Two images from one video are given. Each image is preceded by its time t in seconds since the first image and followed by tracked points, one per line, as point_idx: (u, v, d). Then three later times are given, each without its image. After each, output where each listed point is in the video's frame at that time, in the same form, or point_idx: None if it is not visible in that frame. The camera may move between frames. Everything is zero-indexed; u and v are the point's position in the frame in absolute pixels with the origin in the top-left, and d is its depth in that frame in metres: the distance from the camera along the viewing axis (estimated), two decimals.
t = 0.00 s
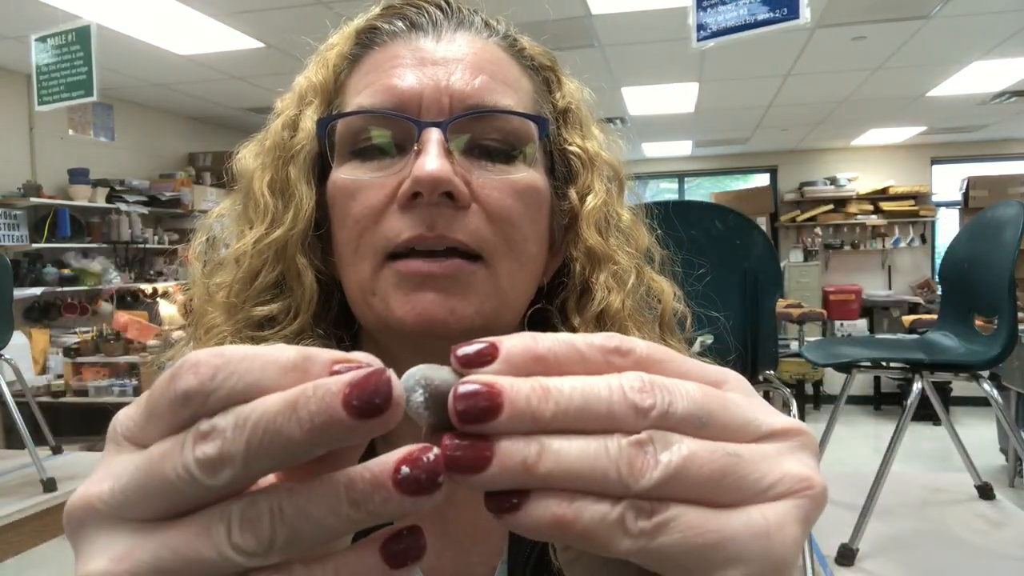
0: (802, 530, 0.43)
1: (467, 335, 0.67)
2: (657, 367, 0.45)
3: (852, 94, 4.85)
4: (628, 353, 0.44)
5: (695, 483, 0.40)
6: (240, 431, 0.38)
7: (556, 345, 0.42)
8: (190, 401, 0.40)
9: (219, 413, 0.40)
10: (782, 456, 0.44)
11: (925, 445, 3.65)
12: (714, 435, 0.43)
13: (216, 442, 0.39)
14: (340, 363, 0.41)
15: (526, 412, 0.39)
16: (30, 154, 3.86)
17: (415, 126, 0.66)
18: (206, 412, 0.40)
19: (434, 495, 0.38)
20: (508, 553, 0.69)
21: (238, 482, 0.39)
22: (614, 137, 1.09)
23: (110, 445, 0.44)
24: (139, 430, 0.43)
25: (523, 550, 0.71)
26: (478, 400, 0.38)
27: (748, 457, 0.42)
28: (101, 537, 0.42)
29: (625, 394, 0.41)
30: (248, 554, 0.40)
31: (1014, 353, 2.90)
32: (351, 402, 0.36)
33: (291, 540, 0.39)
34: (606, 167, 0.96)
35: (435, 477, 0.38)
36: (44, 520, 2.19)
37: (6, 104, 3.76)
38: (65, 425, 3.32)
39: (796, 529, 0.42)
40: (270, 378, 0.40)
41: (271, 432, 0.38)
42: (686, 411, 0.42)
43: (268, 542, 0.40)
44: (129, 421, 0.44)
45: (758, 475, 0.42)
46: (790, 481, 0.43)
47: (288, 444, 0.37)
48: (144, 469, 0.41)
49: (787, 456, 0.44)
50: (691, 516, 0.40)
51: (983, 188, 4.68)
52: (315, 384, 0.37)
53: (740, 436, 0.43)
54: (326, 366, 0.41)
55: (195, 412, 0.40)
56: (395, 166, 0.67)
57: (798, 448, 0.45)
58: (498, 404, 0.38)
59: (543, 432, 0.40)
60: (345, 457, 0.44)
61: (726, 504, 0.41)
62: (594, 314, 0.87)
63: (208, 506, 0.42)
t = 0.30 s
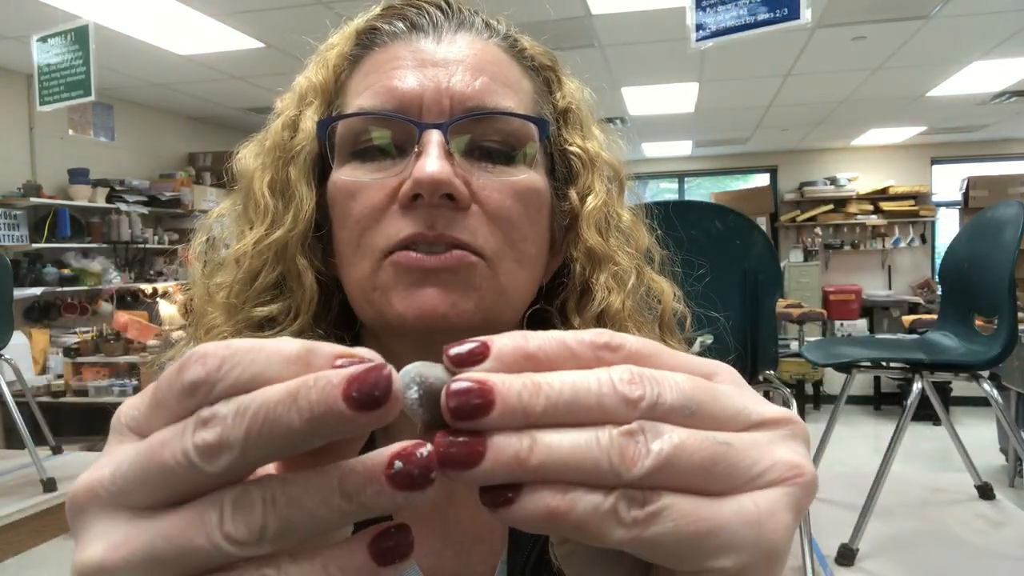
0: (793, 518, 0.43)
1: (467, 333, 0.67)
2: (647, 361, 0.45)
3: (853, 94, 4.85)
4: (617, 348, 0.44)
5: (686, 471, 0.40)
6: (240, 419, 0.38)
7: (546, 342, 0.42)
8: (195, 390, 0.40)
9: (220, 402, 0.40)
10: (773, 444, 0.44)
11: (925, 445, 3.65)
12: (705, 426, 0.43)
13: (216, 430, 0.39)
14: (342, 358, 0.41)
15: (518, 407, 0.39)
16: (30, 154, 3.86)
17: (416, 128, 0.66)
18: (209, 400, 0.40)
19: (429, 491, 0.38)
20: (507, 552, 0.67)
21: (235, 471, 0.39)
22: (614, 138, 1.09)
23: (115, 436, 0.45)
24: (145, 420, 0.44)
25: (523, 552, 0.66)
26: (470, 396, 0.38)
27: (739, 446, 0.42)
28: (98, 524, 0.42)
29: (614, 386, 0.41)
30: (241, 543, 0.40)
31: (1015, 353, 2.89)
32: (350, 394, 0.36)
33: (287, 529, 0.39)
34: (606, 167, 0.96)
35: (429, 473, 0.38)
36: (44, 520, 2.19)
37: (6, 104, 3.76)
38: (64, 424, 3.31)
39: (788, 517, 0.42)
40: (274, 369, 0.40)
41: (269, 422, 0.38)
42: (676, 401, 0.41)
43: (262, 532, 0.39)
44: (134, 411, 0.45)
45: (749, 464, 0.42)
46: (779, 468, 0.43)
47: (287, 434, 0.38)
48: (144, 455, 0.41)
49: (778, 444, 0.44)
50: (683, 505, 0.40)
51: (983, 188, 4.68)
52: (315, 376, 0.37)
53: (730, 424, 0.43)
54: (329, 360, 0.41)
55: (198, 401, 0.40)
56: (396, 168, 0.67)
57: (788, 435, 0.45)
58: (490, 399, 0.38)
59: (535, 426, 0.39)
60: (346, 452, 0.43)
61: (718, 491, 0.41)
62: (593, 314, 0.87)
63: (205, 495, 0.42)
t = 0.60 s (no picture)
0: (781, 511, 0.43)
1: (464, 333, 0.67)
2: (634, 358, 0.44)
3: (853, 94, 4.84)
4: (603, 346, 0.44)
5: (672, 466, 0.40)
6: (232, 409, 0.38)
7: (529, 344, 0.42)
8: (194, 379, 0.40)
9: (216, 389, 0.40)
10: (759, 437, 0.44)
11: (925, 445, 3.65)
12: (691, 421, 0.43)
13: (207, 418, 0.39)
14: (341, 356, 0.41)
15: (503, 408, 0.38)
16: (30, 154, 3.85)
17: (414, 128, 0.66)
18: (207, 389, 0.40)
19: (403, 478, 0.38)
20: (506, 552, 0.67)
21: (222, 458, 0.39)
22: (613, 137, 1.10)
23: (116, 422, 0.45)
24: (148, 407, 0.44)
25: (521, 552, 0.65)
26: (454, 397, 0.38)
27: (725, 439, 0.42)
28: (89, 505, 0.42)
29: (599, 384, 0.40)
30: (213, 525, 0.39)
31: (1015, 353, 2.89)
32: (346, 394, 0.37)
33: (256, 507, 0.38)
34: (605, 167, 0.96)
35: (403, 459, 0.38)
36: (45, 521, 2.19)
37: (6, 104, 3.75)
38: (63, 424, 3.31)
39: (775, 509, 0.42)
40: (274, 363, 0.40)
41: (259, 413, 0.38)
42: (662, 396, 0.41)
43: (232, 514, 0.39)
44: (138, 399, 0.45)
45: (735, 457, 0.42)
46: (766, 461, 0.43)
47: (276, 426, 0.37)
48: (139, 440, 0.41)
49: (765, 436, 0.44)
50: (670, 501, 0.40)
51: (983, 188, 4.68)
52: (312, 375, 0.38)
53: (716, 418, 0.43)
54: (327, 358, 0.41)
55: (197, 390, 0.41)
56: (394, 168, 0.67)
57: (776, 428, 0.45)
58: (475, 401, 0.38)
59: (520, 426, 0.39)
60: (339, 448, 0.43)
61: (703, 486, 0.41)
62: (591, 314, 0.87)
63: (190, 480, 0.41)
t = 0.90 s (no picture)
0: (771, 512, 0.43)
1: (460, 336, 0.67)
2: (622, 362, 0.44)
3: (853, 94, 4.84)
4: (591, 350, 0.44)
5: (661, 469, 0.40)
6: (223, 411, 0.39)
7: (517, 351, 0.42)
8: (190, 383, 0.41)
9: (211, 392, 0.40)
10: (747, 438, 0.44)
11: (924, 445, 3.65)
12: (680, 423, 0.43)
13: (200, 419, 0.39)
14: (336, 365, 0.41)
15: (492, 415, 0.38)
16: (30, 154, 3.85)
17: (413, 128, 0.66)
18: (201, 393, 0.41)
19: (375, 476, 0.38)
20: (504, 553, 0.67)
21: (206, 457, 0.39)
22: (613, 137, 1.10)
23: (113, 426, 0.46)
24: (142, 410, 0.45)
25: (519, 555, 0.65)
26: (441, 404, 0.38)
27: (714, 440, 0.42)
28: (72, 503, 0.42)
29: (587, 388, 0.40)
30: (181, 516, 0.38)
31: (1015, 353, 2.89)
32: (337, 399, 0.37)
33: (222, 497, 0.38)
34: (605, 167, 0.96)
35: (374, 455, 0.38)
36: (45, 521, 2.19)
37: (6, 104, 3.76)
38: (64, 424, 3.31)
39: (764, 511, 0.42)
40: (270, 370, 0.40)
41: (249, 416, 0.38)
42: (650, 399, 0.41)
43: (198, 504, 0.38)
44: (132, 403, 0.46)
45: (724, 458, 0.42)
46: (755, 462, 0.42)
47: (265, 430, 0.38)
48: (132, 440, 0.42)
49: (755, 437, 0.44)
50: (660, 505, 0.40)
51: (983, 188, 4.68)
52: (304, 380, 0.38)
53: (704, 420, 0.43)
54: (324, 367, 0.41)
55: (191, 393, 0.41)
56: (393, 168, 0.67)
57: (765, 428, 0.45)
58: (462, 408, 0.38)
59: (510, 432, 0.39)
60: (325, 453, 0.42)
61: (692, 488, 0.41)
62: (590, 314, 0.87)
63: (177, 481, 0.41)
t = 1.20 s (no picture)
0: (766, 503, 0.43)
1: (462, 336, 0.67)
2: (615, 359, 0.44)
3: (853, 94, 4.84)
4: (583, 348, 0.44)
5: (656, 464, 0.40)
6: (222, 411, 0.39)
7: (510, 351, 0.42)
8: (191, 383, 0.41)
9: (212, 393, 0.41)
10: (742, 429, 0.44)
11: (925, 445, 3.65)
12: (673, 417, 0.43)
13: (202, 418, 0.40)
14: (337, 369, 0.41)
15: (486, 415, 0.38)
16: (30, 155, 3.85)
17: (413, 129, 0.66)
18: (203, 393, 0.41)
19: (366, 479, 0.38)
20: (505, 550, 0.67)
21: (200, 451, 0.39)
22: (612, 137, 1.10)
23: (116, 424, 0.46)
24: (143, 409, 0.45)
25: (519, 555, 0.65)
26: (435, 406, 0.37)
27: (707, 433, 0.42)
28: (70, 494, 0.43)
29: (580, 384, 0.40)
30: (168, 508, 0.38)
31: (1015, 353, 2.89)
32: (334, 402, 0.37)
33: (209, 491, 0.37)
34: (604, 168, 0.96)
35: (365, 459, 0.37)
36: (45, 521, 2.19)
37: (6, 104, 3.76)
38: (64, 424, 3.31)
39: (759, 502, 0.42)
40: (270, 372, 0.40)
41: (248, 417, 0.38)
42: (643, 393, 0.41)
43: (184, 497, 0.38)
44: (134, 400, 0.46)
45: (718, 451, 0.42)
46: (748, 453, 0.42)
47: (264, 430, 0.38)
48: (133, 436, 0.42)
49: (749, 428, 0.44)
50: (656, 499, 0.40)
51: (983, 188, 4.68)
52: (302, 383, 0.38)
53: (698, 412, 0.43)
54: (325, 371, 0.41)
55: (193, 393, 0.41)
56: (394, 168, 0.67)
57: (759, 419, 0.45)
58: (457, 410, 0.38)
59: (505, 431, 0.39)
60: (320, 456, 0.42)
61: (687, 481, 0.41)
62: (591, 313, 0.87)
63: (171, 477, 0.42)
